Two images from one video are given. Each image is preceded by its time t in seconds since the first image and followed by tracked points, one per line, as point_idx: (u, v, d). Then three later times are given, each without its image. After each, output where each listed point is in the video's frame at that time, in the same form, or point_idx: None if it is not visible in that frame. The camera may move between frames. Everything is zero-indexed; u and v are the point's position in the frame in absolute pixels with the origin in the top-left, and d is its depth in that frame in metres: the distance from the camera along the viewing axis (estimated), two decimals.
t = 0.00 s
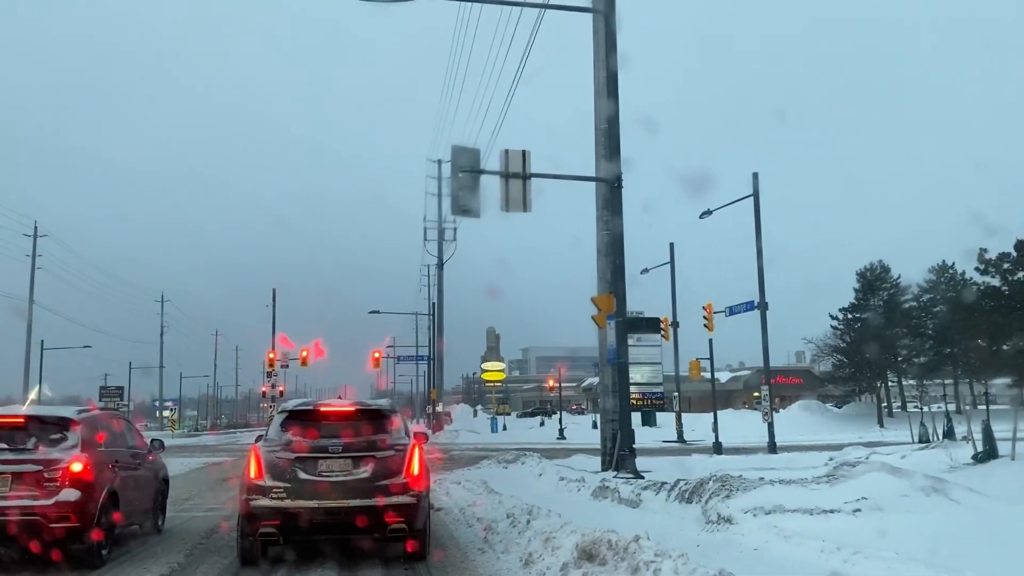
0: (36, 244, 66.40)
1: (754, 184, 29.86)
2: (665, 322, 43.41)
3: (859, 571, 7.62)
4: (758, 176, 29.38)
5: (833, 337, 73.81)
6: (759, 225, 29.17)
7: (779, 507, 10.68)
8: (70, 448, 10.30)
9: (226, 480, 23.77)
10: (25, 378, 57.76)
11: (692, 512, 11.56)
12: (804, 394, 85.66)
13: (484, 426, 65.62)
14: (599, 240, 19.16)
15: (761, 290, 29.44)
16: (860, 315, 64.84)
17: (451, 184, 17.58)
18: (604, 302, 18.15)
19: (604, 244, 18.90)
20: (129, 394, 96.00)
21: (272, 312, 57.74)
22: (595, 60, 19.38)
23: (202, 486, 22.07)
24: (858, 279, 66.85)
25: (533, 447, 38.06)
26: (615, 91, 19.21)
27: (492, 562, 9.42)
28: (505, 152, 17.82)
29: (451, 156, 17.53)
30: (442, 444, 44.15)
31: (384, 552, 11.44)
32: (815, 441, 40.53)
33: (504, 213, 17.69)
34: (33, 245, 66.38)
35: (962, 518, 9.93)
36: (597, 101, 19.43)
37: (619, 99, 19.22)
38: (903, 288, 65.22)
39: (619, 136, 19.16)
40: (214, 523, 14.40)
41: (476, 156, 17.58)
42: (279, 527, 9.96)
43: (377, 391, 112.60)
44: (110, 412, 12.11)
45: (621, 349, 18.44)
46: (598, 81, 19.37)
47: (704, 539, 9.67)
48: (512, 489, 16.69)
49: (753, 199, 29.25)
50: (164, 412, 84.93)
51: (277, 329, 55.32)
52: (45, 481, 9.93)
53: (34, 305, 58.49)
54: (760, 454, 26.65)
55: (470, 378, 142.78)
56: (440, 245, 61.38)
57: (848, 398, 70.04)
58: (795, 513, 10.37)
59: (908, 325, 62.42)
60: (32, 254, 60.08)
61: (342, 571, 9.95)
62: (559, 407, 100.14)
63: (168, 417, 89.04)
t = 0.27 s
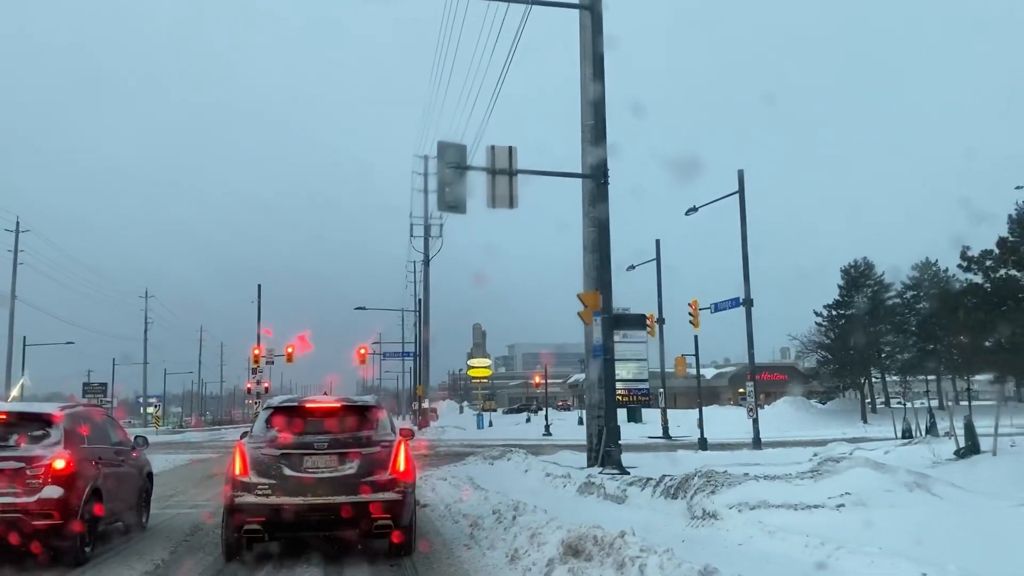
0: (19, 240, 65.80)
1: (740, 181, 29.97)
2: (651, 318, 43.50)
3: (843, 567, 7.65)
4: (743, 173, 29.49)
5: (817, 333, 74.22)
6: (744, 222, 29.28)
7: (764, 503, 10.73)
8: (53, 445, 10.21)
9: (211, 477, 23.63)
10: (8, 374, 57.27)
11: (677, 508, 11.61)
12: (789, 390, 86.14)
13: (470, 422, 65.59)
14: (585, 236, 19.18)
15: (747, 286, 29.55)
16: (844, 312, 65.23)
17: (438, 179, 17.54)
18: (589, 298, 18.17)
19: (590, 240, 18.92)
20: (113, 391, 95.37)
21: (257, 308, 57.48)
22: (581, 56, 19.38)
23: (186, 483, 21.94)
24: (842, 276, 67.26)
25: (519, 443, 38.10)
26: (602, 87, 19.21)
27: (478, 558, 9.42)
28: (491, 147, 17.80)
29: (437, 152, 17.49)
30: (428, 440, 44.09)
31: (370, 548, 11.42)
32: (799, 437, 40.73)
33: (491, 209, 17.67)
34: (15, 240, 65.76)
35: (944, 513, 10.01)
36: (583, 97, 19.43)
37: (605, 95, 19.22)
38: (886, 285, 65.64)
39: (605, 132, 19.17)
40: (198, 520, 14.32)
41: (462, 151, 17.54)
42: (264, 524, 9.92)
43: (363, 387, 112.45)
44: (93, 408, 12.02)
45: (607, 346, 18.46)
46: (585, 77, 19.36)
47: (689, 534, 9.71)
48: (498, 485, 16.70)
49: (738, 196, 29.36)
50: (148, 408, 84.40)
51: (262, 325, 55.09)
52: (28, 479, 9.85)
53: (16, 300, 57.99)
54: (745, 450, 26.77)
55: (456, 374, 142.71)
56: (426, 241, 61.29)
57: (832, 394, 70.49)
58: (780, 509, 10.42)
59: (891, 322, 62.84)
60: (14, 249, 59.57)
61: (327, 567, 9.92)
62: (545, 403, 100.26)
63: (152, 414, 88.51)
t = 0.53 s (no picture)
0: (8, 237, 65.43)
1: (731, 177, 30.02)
2: (642, 314, 43.60)
3: (832, 561, 7.70)
4: (734, 169, 29.55)
5: (807, 329, 74.48)
6: (735, 218, 29.36)
7: (753, 498, 10.79)
8: (43, 441, 10.19)
9: (202, 473, 23.59)
10: None
11: (668, 503, 11.64)
12: (780, 385, 86.46)
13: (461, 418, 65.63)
14: (576, 232, 19.21)
15: (738, 282, 29.65)
16: (834, 307, 65.47)
17: (429, 175, 17.53)
18: (581, 294, 18.19)
19: (581, 236, 18.95)
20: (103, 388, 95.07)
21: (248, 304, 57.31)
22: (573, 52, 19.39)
23: (177, 479, 21.90)
24: (832, 271, 67.51)
25: (510, 438, 38.14)
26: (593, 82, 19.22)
27: (469, 553, 9.44)
28: (483, 143, 17.80)
29: (428, 147, 17.47)
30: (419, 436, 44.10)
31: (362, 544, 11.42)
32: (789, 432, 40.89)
33: (482, 205, 17.68)
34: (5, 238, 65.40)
35: (933, 507, 10.08)
36: (575, 92, 19.42)
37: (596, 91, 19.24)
38: (876, 280, 65.90)
39: (596, 128, 19.19)
40: (189, 517, 14.29)
41: (453, 147, 17.54)
42: (256, 521, 9.90)
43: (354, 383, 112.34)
44: (83, 405, 11.98)
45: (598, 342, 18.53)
46: (576, 72, 19.38)
47: (680, 529, 9.75)
48: (490, 481, 16.72)
49: (729, 192, 29.44)
50: (139, 405, 84.17)
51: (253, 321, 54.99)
52: (17, 474, 9.81)
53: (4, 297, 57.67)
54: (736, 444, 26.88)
55: (448, 370, 142.77)
56: (418, 237, 61.30)
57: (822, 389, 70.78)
58: (770, 503, 10.47)
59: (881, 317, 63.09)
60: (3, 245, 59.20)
61: (319, 563, 9.92)
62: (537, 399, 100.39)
63: (143, 410, 88.34)
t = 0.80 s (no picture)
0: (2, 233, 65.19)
1: (728, 172, 30.02)
2: (639, 310, 43.59)
3: (829, 556, 7.71)
4: (731, 165, 29.54)
5: (804, 324, 74.57)
6: (732, 214, 29.36)
7: (750, 493, 10.79)
8: (39, 439, 10.15)
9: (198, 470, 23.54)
10: None
11: (665, 498, 11.64)
12: (776, 380, 86.56)
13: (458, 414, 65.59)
14: (573, 227, 19.21)
15: (734, 277, 29.66)
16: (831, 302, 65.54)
17: (426, 171, 17.49)
18: (578, 290, 18.19)
19: (578, 232, 18.93)
20: (100, 384, 94.84)
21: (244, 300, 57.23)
22: (569, 47, 19.36)
23: (174, 476, 21.85)
24: (829, 266, 67.60)
25: (508, 434, 38.15)
26: (590, 77, 19.19)
27: (466, 550, 9.43)
28: (479, 139, 17.76)
29: (425, 143, 17.43)
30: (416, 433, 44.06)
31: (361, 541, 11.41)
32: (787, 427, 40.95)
33: (479, 201, 17.65)
34: None
35: (929, 502, 10.10)
36: (571, 88, 19.39)
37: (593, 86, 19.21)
38: (873, 275, 66.00)
39: (592, 124, 19.17)
40: (186, 513, 14.27)
41: (450, 143, 17.49)
42: (253, 517, 9.89)
43: (352, 379, 112.30)
44: (79, 401, 11.94)
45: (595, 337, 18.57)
46: (573, 67, 19.34)
47: (677, 524, 9.75)
48: (487, 477, 16.72)
49: (726, 188, 29.45)
50: (135, 402, 84.01)
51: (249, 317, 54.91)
52: (13, 472, 9.78)
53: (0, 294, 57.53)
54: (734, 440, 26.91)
55: (445, 366, 142.71)
56: (414, 233, 61.23)
57: (819, 384, 70.85)
58: (767, 498, 10.48)
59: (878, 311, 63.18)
60: None
61: (316, 559, 9.91)
62: (534, 394, 100.41)
63: (139, 407, 88.21)
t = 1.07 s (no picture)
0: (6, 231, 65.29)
1: (731, 167, 29.97)
2: (643, 305, 43.56)
3: (834, 551, 7.71)
4: (735, 159, 29.49)
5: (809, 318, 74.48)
6: (736, 208, 29.33)
7: (755, 487, 10.79)
8: (44, 436, 10.18)
9: (204, 466, 23.60)
10: None
11: (670, 493, 11.64)
12: (781, 375, 86.47)
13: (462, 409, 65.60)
14: (576, 222, 19.20)
15: (738, 272, 29.63)
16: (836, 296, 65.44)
17: (429, 167, 17.49)
18: (582, 285, 18.19)
19: (582, 227, 18.92)
20: (104, 382, 94.98)
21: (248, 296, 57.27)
22: (572, 42, 19.33)
23: (179, 472, 21.91)
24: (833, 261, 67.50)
25: (512, 429, 38.16)
26: (594, 72, 19.17)
27: (471, 545, 9.44)
28: (482, 134, 17.75)
29: (428, 139, 17.42)
30: (420, 428, 44.10)
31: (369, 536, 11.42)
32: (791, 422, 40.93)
33: (482, 196, 17.64)
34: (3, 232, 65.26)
35: (934, 496, 10.10)
36: (574, 83, 19.36)
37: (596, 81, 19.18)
38: (877, 269, 65.90)
39: (596, 118, 19.15)
40: (193, 510, 14.29)
41: (453, 139, 17.48)
42: (258, 513, 9.93)
43: (355, 375, 112.38)
44: (85, 399, 11.97)
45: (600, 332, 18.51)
46: (576, 61, 19.31)
47: (681, 520, 9.74)
48: (491, 472, 16.73)
49: (730, 182, 29.40)
50: (140, 399, 84.11)
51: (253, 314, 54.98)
52: (19, 469, 9.82)
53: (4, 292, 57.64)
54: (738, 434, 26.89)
55: (449, 362, 142.78)
56: (418, 229, 61.22)
57: (823, 378, 70.78)
58: (771, 493, 10.48)
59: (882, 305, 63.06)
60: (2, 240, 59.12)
61: (321, 555, 9.93)
62: (538, 389, 100.41)
63: (144, 403, 88.33)
